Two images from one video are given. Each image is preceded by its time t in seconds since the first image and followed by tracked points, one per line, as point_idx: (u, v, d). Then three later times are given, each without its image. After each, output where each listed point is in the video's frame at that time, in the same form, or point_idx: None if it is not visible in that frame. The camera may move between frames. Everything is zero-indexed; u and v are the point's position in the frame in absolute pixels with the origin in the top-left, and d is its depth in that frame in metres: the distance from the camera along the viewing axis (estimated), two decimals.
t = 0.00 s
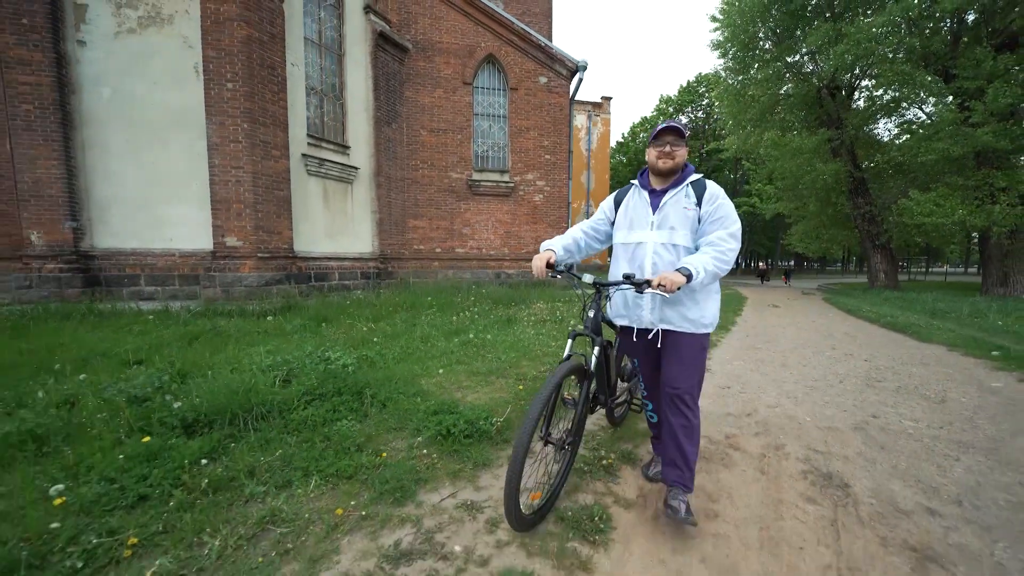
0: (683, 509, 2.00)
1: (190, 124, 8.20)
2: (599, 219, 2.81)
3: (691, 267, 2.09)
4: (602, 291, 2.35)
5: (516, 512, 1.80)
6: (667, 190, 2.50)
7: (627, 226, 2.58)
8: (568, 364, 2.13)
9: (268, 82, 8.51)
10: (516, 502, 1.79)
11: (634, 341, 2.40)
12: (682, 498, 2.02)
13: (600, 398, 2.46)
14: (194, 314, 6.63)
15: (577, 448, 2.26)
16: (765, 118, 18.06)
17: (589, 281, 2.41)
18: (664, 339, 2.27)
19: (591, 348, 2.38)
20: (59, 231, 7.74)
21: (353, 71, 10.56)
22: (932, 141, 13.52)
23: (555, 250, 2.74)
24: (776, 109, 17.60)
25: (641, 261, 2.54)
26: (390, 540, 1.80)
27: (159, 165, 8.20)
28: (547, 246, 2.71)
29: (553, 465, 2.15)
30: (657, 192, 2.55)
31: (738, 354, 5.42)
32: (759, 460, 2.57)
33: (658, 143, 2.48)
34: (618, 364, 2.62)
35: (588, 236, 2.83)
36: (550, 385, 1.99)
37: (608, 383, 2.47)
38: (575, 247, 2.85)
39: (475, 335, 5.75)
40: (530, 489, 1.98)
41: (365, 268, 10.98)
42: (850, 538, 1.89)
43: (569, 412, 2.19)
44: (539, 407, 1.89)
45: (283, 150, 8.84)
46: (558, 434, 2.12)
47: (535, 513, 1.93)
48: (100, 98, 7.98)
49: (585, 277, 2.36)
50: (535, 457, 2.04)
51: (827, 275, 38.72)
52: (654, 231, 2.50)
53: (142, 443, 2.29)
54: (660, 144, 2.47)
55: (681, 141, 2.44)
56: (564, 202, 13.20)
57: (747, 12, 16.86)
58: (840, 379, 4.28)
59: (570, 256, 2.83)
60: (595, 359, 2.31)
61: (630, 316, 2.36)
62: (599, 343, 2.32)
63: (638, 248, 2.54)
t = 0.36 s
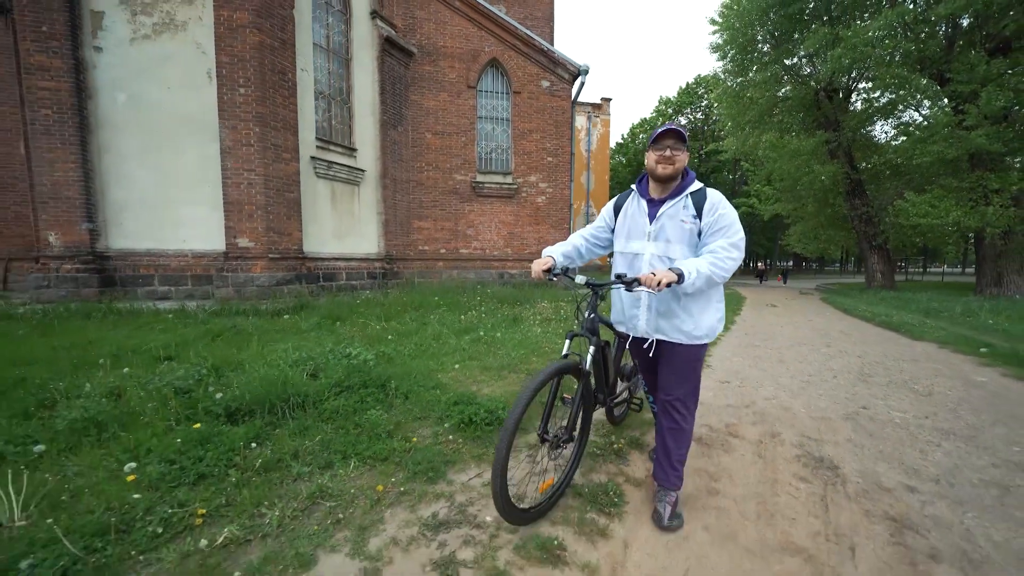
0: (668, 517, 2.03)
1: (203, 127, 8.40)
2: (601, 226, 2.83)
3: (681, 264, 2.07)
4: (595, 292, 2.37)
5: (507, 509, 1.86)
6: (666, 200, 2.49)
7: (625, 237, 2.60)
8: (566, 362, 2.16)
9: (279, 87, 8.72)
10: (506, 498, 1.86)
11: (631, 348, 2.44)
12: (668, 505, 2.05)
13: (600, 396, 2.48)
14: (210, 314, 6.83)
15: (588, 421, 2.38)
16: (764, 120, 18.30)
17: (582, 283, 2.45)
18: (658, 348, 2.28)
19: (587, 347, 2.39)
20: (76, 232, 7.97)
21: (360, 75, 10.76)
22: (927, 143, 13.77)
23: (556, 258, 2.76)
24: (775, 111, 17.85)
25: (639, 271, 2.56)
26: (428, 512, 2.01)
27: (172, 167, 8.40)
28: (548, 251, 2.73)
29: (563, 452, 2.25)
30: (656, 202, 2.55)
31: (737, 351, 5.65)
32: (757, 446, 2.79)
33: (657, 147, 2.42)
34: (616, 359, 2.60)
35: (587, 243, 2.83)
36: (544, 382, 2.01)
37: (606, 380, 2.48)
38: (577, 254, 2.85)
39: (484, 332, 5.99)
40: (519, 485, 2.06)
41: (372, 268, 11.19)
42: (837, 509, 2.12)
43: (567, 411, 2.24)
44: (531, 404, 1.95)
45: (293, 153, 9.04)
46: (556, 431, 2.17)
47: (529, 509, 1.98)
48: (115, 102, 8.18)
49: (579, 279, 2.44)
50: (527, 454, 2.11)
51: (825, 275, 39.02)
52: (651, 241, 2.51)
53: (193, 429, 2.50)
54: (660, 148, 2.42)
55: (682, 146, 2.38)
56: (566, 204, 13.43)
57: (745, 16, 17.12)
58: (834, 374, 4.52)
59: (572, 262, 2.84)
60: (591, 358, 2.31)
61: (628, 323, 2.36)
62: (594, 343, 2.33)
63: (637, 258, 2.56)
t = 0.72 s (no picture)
0: (680, 498, 2.23)
1: (217, 130, 8.59)
2: (612, 228, 2.94)
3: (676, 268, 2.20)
4: (594, 295, 2.43)
5: (504, 508, 1.91)
6: (677, 200, 2.58)
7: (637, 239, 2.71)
8: (564, 363, 2.24)
9: (290, 91, 8.90)
10: (502, 497, 1.91)
11: (640, 349, 2.56)
12: (680, 488, 2.25)
13: (601, 399, 2.57)
14: (225, 313, 7.01)
15: (589, 421, 2.43)
16: (763, 123, 18.52)
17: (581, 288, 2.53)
18: (673, 351, 2.43)
19: (586, 349, 2.45)
20: (91, 233, 8.15)
21: (367, 79, 10.97)
22: (923, 147, 14.00)
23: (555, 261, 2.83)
24: (774, 114, 18.08)
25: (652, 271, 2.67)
26: (462, 491, 2.22)
27: (186, 169, 8.58)
28: (548, 254, 2.81)
29: (561, 454, 2.32)
30: (667, 202, 2.64)
31: (738, 350, 5.85)
32: (758, 436, 3.00)
33: (662, 151, 2.51)
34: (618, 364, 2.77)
35: (597, 245, 2.95)
36: (541, 381, 2.09)
37: (606, 383, 2.58)
38: (588, 256, 2.97)
39: (494, 331, 6.18)
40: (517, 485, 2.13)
41: (378, 268, 11.38)
42: (832, 490, 2.33)
43: (565, 411, 2.32)
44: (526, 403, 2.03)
45: (303, 155, 9.22)
46: (554, 431, 2.25)
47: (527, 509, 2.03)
48: (130, 106, 8.36)
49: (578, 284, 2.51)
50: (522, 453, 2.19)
51: (824, 276, 39.29)
52: (664, 241, 2.60)
53: (238, 419, 2.69)
54: (663, 153, 2.52)
55: (685, 147, 2.46)
56: (569, 205, 13.65)
57: (745, 20, 17.34)
58: (830, 371, 4.74)
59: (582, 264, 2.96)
60: (589, 359, 2.37)
61: (642, 325, 2.50)
62: (594, 344, 2.39)
63: (650, 258, 2.66)
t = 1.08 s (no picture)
0: (692, 478, 2.44)
1: (230, 133, 8.78)
2: (613, 232, 3.00)
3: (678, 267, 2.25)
4: (597, 296, 2.57)
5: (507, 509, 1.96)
6: (678, 201, 2.65)
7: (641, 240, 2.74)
8: (567, 364, 2.26)
9: (301, 95, 9.09)
10: (505, 499, 1.95)
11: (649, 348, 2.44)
12: (692, 470, 2.46)
13: (602, 400, 2.62)
14: (241, 312, 7.20)
15: (588, 423, 2.47)
16: (762, 124, 18.72)
17: (582, 288, 2.66)
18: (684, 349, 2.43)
19: (588, 350, 2.52)
20: (108, 234, 8.33)
21: (374, 82, 11.16)
22: (919, 148, 14.24)
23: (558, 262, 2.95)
24: (773, 115, 18.30)
25: (657, 271, 2.69)
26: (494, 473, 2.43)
27: (200, 171, 8.76)
28: (550, 255, 2.95)
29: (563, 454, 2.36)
30: (668, 203, 2.70)
31: (740, 347, 6.05)
32: (762, 426, 3.20)
33: (663, 155, 2.55)
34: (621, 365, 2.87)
35: (598, 249, 3.01)
36: (543, 383, 2.12)
37: (609, 385, 2.64)
38: (587, 258, 3.03)
39: (504, 329, 6.40)
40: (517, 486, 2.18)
41: (385, 269, 11.58)
42: (831, 472, 2.55)
43: (568, 413, 2.35)
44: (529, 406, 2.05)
45: (313, 158, 9.40)
46: (556, 433, 2.28)
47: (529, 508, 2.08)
48: (146, 110, 8.54)
49: (579, 284, 2.65)
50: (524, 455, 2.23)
51: (823, 275, 39.56)
52: (668, 241, 2.64)
53: (278, 409, 2.89)
54: (664, 156, 2.56)
55: (684, 149, 2.51)
56: (572, 206, 13.86)
57: (745, 22, 17.54)
58: (829, 367, 4.95)
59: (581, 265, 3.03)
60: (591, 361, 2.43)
61: (651, 327, 2.43)
62: (595, 345, 2.45)
63: (655, 258, 2.69)
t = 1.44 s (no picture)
0: (699, 461, 2.66)
1: (242, 135, 8.96)
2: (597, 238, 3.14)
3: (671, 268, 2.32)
4: (591, 296, 2.66)
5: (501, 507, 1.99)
6: (656, 202, 2.77)
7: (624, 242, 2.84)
8: (561, 364, 2.32)
9: (311, 99, 9.28)
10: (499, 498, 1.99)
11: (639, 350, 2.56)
12: (700, 453, 2.67)
13: (601, 400, 2.73)
14: (255, 311, 7.39)
15: (585, 424, 2.51)
16: (762, 126, 18.90)
17: (576, 288, 2.83)
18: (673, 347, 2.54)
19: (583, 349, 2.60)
20: (123, 235, 8.52)
21: (381, 85, 11.35)
22: (916, 151, 14.45)
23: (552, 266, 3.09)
24: (773, 117, 18.50)
25: (640, 272, 2.80)
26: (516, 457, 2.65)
27: (211, 173, 8.95)
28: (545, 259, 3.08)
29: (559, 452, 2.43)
30: (647, 205, 2.82)
31: (740, 345, 6.26)
32: (763, 417, 3.41)
33: (637, 159, 2.69)
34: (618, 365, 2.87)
35: (586, 252, 3.14)
36: (536, 383, 2.16)
37: (606, 385, 2.75)
38: (575, 261, 3.19)
39: (512, 328, 6.60)
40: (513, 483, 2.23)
41: (392, 268, 11.77)
42: (827, 457, 2.76)
43: (562, 412, 2.40)
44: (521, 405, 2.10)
45: (323, 160, 9.59)
46: (550, 431, 2.35)
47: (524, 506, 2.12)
48: (160, 112, 8.73)
49: (572, 284, 2.80)
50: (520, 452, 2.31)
51: (822, 276, 39.84)
52: (649, 243, 2.76)
53: (313, 401, 3.10)
54: (639, 160, 2.71)
55: (658, 153, 2.66)
56: (575, 207, 14.09)
57: (745, 25, 17.71)
58: (825, 363, 5.16)
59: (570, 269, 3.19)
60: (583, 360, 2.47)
61: (637, 327, 2.53)
62: (589, 345, 2.53)
63: (639, 259, 2.80)
